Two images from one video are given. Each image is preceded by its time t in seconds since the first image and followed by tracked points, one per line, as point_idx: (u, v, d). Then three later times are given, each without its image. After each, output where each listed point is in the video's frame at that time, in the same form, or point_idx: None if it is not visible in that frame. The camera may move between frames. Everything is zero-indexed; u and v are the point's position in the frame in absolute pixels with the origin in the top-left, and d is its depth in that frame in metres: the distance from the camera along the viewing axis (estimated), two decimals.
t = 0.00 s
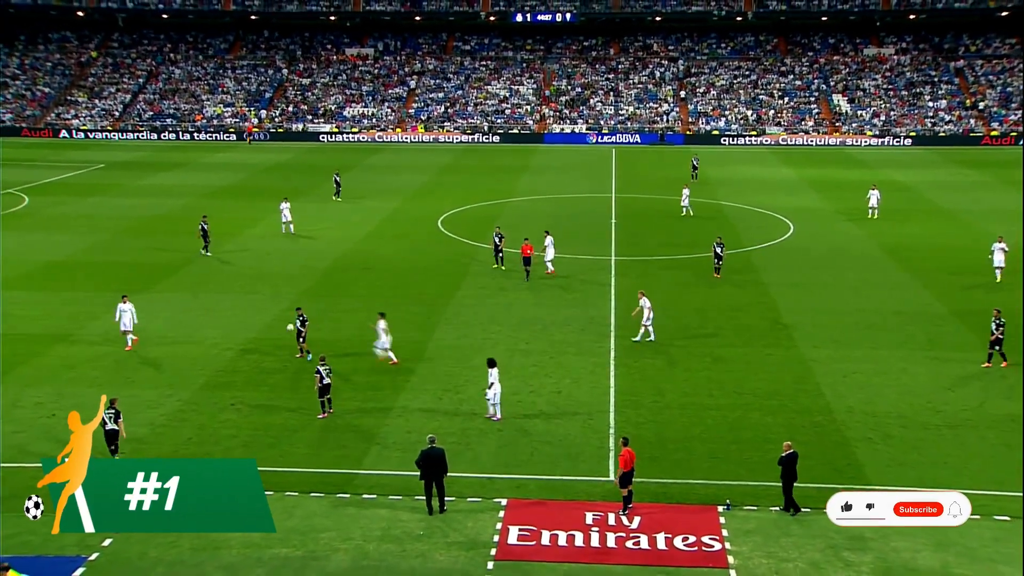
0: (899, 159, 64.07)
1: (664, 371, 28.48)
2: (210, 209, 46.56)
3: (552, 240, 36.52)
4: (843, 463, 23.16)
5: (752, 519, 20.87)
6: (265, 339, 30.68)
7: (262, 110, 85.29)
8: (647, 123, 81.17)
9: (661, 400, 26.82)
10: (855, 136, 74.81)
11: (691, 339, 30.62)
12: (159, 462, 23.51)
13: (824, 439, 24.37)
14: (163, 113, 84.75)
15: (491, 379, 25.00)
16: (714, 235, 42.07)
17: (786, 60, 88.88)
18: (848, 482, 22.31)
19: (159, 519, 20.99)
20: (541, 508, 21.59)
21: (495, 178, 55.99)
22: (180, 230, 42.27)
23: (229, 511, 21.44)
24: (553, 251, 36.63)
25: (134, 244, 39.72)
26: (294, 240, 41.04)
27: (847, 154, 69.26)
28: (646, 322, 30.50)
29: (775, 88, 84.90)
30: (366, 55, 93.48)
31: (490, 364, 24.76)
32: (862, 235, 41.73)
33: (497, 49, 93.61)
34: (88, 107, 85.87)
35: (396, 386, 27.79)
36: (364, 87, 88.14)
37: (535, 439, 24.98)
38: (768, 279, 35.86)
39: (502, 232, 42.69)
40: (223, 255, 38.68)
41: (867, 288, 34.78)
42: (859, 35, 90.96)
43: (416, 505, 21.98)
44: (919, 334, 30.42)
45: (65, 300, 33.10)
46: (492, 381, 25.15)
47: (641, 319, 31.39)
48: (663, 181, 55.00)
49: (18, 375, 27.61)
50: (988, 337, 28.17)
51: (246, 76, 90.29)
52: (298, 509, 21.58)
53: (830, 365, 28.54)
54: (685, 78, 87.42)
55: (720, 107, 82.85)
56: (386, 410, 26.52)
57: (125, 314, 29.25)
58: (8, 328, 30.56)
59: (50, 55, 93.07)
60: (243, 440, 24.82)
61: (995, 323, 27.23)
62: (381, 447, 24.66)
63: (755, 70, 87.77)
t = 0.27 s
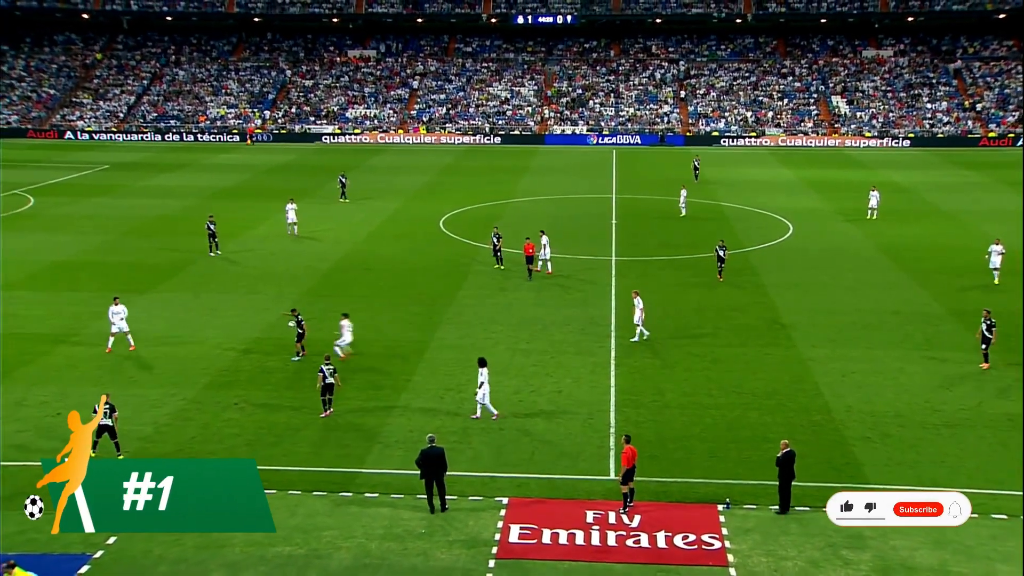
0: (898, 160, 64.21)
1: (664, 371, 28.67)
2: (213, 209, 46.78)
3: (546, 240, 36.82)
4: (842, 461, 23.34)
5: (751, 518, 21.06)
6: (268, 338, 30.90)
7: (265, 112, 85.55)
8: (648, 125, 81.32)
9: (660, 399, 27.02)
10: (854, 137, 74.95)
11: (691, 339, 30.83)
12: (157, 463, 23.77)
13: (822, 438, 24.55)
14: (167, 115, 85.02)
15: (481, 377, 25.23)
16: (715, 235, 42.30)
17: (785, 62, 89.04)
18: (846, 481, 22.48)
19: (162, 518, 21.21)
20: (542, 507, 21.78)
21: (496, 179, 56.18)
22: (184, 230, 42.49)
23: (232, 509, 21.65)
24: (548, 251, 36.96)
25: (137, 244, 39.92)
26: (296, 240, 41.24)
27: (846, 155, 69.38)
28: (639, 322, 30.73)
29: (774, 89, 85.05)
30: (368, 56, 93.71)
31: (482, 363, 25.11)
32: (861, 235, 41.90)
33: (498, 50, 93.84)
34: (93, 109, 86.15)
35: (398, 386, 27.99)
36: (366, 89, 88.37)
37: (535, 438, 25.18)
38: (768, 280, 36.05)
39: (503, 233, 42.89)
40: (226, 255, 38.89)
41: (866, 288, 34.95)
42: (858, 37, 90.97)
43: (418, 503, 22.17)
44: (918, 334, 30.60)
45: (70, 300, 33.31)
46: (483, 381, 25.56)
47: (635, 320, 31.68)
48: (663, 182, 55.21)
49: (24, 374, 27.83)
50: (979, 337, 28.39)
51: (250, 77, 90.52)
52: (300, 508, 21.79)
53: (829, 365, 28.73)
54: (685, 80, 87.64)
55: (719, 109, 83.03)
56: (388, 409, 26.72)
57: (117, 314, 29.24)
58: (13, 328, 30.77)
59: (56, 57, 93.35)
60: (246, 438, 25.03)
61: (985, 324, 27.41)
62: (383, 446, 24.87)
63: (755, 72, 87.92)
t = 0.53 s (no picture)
0: (903, 160, 64.21)
1: (669, 371, 28.81)
2: (222, 210, 47.00)
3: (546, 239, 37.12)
4: (846, 462, 23.45)
5: (756, 517, 21.19)
6: (276, 338, 31.12)
7: (274, 113, 85.86)
8: (654, 126, 81.37)
9: (665, 399, 27.16)
10: (860, 139, 74.96)
11: (696, 339, 30.96)
12: (163, 462, 23.98)
13: (826, 438, 24.65)
14: (176, 116, 85.39)
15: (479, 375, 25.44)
16: (720, 235, 42.42)
17: (791, 63, 89.03)
18: (850, 480, 22.61)
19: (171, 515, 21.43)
20: (548, 506, 21.95)
21: (503, 180, 56.33)
22: (192, 230, 42.72)
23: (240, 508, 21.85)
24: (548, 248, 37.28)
25: (147, 245, 40.17)
26: (303, 240, 41.46)
27: (851, 156, 69.37)
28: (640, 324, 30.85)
29: (780, 91, 85.08)
30: (376, 58, 93.95)
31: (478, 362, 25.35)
32: (866, 235, 41.99)
33: (505, 52, 94.01)
34: (103, 110, 86.53)
35: (404, 385, 28.18)
36: (373, 90, 88.63)
37: (541, 437, 25.35)
38: (773, 280, 36.16)
39: (509, 233, 43.06)
40: (234, 255, 39.13)
41: (870, 289, 35.05)
42: (863, 38, 91.00)
43: (424, 502, 22.35)
44: (922, 335, 30.70)
45: (80, 300, 33.57)
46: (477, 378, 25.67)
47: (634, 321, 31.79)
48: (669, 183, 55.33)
49: (34, 372, 28.08)
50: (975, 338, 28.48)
51: (258, 78, 90.80)
52: (307, 506, 21.99)
53: (833, 365, 28.85)
54: (690, 81, 87.73)
55: (725, 110, 83.10)
56: (394, 408, 26.92)
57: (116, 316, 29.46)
58: (23, 327, 31.03)
59: (67, 59, 93.74)
60: (254, 437, 25.25)
61: (982, 325, 27.51)
62: (389, 445, 25.07)
63: (760, 73, 87.95)
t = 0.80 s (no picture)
0: (909, 161, 64.07)
1: (675, 371, 28.80)
2: (229, 210, 47.04)
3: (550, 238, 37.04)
4: (852, 462, 23.41)
5: (762, 518, 21.17)
6: (282, 337, 31.17)
7: (281, 113, 85.96)
8: (660, 126, 81.29)
9: (671, 399, 27.16)
10: (866, 139, 74.83)
11: (701, 339, 30.93)
12: (169, 461, 24.04)
13: (833, 438, 24.62)
14: (183, 116, 85.52)
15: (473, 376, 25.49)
16: (726, 236, 42.37)
17: (797, 63, 88.89)
18: (856, 481, 22.57)
19: (177, 515, 21.48)
20: (553, 506, 21.95)
21: (508, 180, 56.32)
22: (199, 230, 42.77)
23: (246, 508, 21.88)
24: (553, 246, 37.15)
25: (153, 244, 40.23)
26: (309, 240, 41.50)
27: (858, 156, 69.25)
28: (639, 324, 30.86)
29: (786, 91, 84.97)
30: (383, 58, 94.01)
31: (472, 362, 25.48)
32: (872, 236, 41.93)
33: (511, 52, 94.01)
34: (111, 110, 86.71)
35: (410, 385, 28.20)
36: (380, 90, 88.69)
37: (547, 437, 25.35)
38: (779, 280, 36.12)
39: (515, 233, 43.06)
40: (240, 255, 39.19)
41: (876, 289, 34.99)
42: (869, 38, 90.87)
43: (429, 502, 22.36)
44: (928, 335, 30.64)
45: (87, 299, 33.65)
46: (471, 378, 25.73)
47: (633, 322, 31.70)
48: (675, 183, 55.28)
49: (42, 372, 28.15)
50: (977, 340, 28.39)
51: (265, 78, 90.92)
52: (313, 506, 22.03)
53: (839, 365, 28.81)
54: (697, 81, 87.65)
55: (732, 110, 83.03)
56: (400, 407, 26.95)
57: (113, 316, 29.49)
58: (31, 326, 31.11)
59: (75, 59, 93.94)
60: (260, 437, 25.30)
61: (982, 327, 27.46)
62: (395, 444, 25.09)
63: (767, 74, 87.82)
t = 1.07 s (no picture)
0: (914, 161, 63.96)
1: (679, 371, 28.79)
2: (234, 210, 47.10)
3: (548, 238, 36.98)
4: (857, 463, 23.37)
5: (766, 518, 21.14)
6: (287, 336, 31.20)
7: (285, 113, 86.04)
8: (664, 126, 81.24)
9: (675, 399, 27.15)
10: (871, 139, 74.72)
11: (705, 339, 30.90)
12: (174, 461, 24.08)
13: (838, 439, 24.59)
14: (188, 116, 85.63)
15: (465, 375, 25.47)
16: (730, 236, 42.34)
17: (802, 64, 88.77)
18: (861, 481, 22.53)
19: (182, 514, 21.51)
20: (557, 506, 21.95)
21: (513, 180, 56.30)
22: (203, 230, 42.84)
23: (250, 507, 21.90)
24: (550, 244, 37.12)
25: (158, 244, 40.28)
26: (313, 240, 41.52)
27: (862, 157, 69.15)
28: (633, 323, 30.84)
29: (791, 91, 84.88)
30: (387, 58, 94.08)
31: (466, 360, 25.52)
32: (877, 236, 41.88)
33: (515, 52, 94.01)
34: (116, 110, 86.86)
35: (414, 385, 28.22)
36: (384, 90, 88.75)
37: (551, 437, 25.36)
38: (783, 280, 36.09)
39: (519, 233, 43.06)
40: (245, 255, 39.24)
41: (881, 290, 34.94)
42: (874, 38, 90.75)
43: (433, 501, 22.36)
44: (933, 336, 30.59)
45: (92, 299, 33.70)
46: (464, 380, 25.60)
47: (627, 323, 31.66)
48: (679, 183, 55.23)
49: (47, 371, 28.20)
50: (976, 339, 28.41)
51: (270, 79, 91.02)
52: (318, 505, 22.05)
53: (844, 366, 28.77)
54: (701, 81, 87.59)
55: (736, 110, 82.96)
56: (404, 407, 27.00)
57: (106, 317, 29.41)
58: (36, 326, 31.17)
59: (80, 59, 94.09)
60: (265, 436, 25.33)
61: (980, 328, 27.42)
62: (399, 444, 25.11)
63: (771, 74, 87.72)
